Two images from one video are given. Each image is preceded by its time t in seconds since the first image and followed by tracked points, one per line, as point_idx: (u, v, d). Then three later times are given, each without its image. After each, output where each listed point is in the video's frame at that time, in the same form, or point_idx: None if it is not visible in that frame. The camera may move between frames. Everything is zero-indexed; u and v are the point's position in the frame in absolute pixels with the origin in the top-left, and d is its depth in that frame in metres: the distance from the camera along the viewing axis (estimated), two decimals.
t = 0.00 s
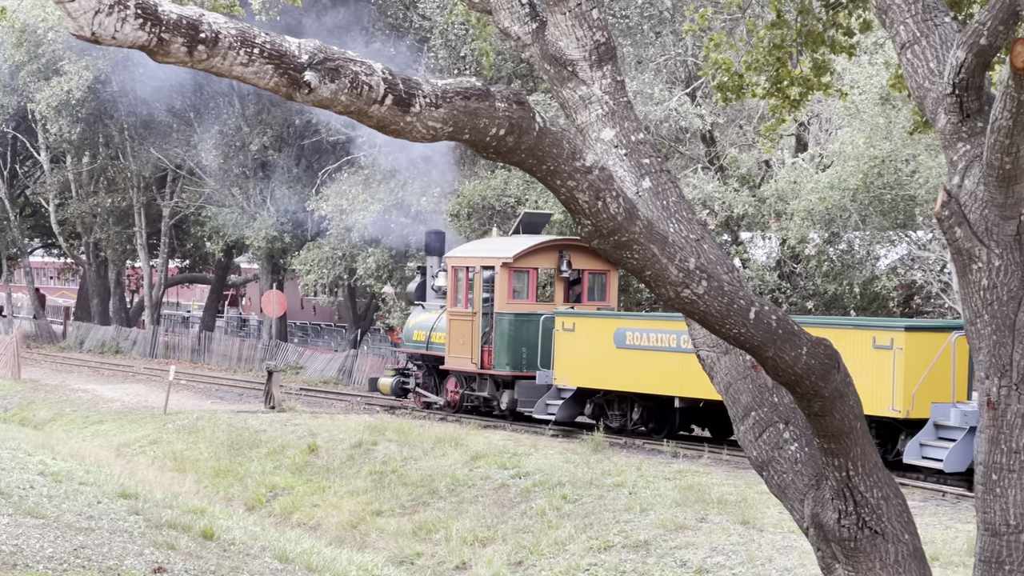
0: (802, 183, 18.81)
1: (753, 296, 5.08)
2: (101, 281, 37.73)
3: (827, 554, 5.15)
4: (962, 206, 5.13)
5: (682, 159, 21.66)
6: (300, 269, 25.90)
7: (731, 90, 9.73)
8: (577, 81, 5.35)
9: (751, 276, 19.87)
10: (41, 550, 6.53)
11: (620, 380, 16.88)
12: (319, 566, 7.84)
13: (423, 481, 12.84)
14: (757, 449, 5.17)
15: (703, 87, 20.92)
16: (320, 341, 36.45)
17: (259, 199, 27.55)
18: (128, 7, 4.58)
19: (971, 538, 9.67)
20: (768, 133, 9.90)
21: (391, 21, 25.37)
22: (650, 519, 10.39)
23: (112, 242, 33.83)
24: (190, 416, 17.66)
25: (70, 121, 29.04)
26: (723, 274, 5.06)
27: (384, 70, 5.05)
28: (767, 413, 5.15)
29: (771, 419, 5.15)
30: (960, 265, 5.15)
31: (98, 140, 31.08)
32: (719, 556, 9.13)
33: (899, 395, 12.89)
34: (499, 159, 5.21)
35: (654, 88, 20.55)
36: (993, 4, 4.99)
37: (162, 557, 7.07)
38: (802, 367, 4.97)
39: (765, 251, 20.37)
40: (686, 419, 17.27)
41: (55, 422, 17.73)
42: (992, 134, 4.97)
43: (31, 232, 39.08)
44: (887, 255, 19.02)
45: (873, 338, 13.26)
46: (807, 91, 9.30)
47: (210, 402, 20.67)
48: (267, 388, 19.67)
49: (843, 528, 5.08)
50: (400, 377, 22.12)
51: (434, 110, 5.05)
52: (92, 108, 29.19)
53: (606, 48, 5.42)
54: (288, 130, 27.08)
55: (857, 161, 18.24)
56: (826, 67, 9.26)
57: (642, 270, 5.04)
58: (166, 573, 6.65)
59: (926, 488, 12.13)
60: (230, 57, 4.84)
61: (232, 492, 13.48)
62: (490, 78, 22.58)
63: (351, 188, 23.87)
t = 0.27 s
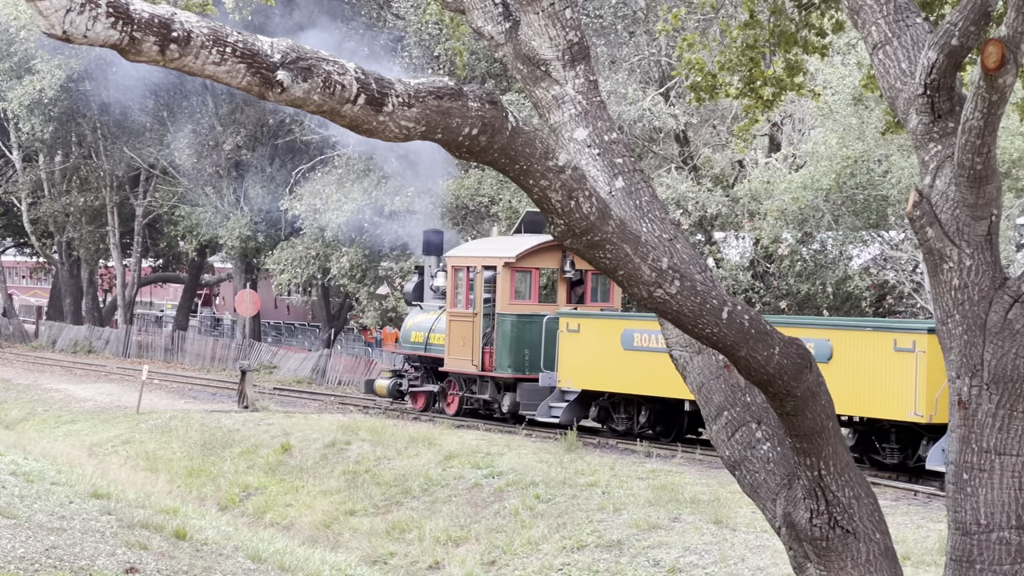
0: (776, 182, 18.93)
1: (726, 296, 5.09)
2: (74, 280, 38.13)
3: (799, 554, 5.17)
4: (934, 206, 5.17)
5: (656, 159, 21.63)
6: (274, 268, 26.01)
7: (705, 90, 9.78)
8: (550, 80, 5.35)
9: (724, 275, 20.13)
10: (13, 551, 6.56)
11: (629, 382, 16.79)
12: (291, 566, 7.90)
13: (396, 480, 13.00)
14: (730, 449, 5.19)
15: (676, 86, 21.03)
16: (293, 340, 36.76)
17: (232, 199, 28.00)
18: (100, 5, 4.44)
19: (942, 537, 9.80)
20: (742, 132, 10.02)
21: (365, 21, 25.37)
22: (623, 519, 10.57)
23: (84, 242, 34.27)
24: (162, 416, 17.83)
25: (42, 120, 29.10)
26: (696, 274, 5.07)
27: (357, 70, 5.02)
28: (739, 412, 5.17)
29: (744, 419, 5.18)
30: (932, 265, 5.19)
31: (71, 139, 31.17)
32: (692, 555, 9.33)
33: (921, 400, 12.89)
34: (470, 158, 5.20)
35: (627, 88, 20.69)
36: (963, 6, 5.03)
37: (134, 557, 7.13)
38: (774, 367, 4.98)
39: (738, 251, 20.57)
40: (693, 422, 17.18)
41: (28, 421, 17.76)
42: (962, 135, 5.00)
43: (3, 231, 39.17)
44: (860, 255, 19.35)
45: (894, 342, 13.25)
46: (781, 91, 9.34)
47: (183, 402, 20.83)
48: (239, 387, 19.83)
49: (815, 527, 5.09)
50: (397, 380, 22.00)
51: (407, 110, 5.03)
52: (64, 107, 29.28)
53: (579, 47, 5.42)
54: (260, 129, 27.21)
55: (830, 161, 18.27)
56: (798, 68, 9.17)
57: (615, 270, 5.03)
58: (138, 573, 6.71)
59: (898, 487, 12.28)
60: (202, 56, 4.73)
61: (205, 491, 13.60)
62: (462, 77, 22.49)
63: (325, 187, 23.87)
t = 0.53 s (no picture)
0: (748, 182, 18.98)
1: (697, 295, 5.09)
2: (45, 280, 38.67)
3: (771, 553, 5.19)
4: (905, 206, 5.19)
5: (628, 158, 21.70)
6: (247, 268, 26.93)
7: (677, 89, 9.75)
8: (522, 80, 5.37)
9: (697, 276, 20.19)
10: None
11: (637, 385, 16.54)
12: (264, 566, 7.98)
13: (369, 480, 13.18)
14: (702, 449, 5.21)
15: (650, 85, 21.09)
16: (266, 338, 37.16)
17: (205, 198, 28.71)
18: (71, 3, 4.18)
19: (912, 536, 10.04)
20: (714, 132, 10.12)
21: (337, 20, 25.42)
22: (595, 518, 10.85)
23: (56, 241, 34.53)
24: (134, 416, 17.96)
25: (14, 117, 29.53)
26: (669, 273, 5.06)
27: (327, 69, 4.90)
28: (710, 412, 5.20)
29: (715, 418, 5.20)
30: (903, 265, 5.24)
31: (43, 138, 31.26)
32: (665, 555, 9.58)
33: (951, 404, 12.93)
34: (441, 158, 5.16)
35: (600, 88, 20.90)
36: (934, 7, 5.07)
37: (105, 557, 7.12)
38: (746, 366, 4.98)
39: (711, 250, 20.78)
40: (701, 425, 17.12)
41: None
42: (933, 135, 5.00)
43: None
44: (832, 254, 19.53)
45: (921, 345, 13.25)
46: (752, 92, 9.43)
47: (155, 401, 21.05)
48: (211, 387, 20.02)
49: (787, 526, 5.11)
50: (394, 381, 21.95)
51: (378, 109, 4.94)
52: (35, 105, 29.53)
53: (551, 47, 5.43)
54: (234, 128, 28.12)
55: (802, 161, 18.56)
56: (770, 68, 9.16)
57: (587, 269, 5.01)
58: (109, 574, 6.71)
59: (868, 487, 12.64)
60: (174, 55, 4.51)
61: (177, 491, 13.62)
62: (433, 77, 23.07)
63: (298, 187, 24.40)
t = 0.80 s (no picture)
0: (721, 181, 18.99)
1: (669, 294, 5.09)
2: (15, 278, 39.08)
3: (743, 552, 5.20)
4: (876, 205, 5.21)
5: (602, 158, 21.68)
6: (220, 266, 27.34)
7: (649, 88, 9.77)
8: (495, 79, 5.36)
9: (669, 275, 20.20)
10: None
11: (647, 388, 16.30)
12: (235, 565, 8.05)
13: (342, 479, 13.30)
14: (674, 447, 5.24)
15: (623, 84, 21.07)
16: (238, 338, 37.37)
17: (176, 197, 28.98)
18: None
19: (884, 535, 10.11)
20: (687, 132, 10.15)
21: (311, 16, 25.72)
22: (568, 517, 10.91)
23: (27, 239, 35.25)
24: (107, 414, 18.03)
25: None
26: (641, 273, 5.06)
27: (299, 67, 4.81)
28: (683, 411, 5.23)
29: (688, 417, 5.23)
30: (874, 264, 5.27)
31: (14, 136, 31.37)
32: (638, 554, 9.60)
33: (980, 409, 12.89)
34: (412, 156, 5.11)
35: (573, 87, 21.08)
36: (905, 6, 5.07)
37: (77, 557, 7.10)
38: (719, 365, 4.98)
39: (684, 249, 20.85)
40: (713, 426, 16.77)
41: None
42: (904, 135, 5.01)
43: None
44: (804, 253, 19.54)
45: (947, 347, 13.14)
46: (724, 90, 9.52)
47: (128, 400, 21.15)
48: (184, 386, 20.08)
49: (758, 525, 5.12)
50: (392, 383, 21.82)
51: (351, 107, 4.87)
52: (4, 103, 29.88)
53: (524, 46, 5.41)
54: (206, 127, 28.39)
55: (774, 161, 18.50)
56: (743, 67, 9.29)
57: (559, 268, 4.98)
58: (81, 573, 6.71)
59: (841, 484, 12.80)
60: (145, 53, 4.39)
61: (150, 490, 13.55)
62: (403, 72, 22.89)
63: (271, 185, 24.61)
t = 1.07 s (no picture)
0: (696, 181, 19.31)
1: (643, 293, 5.07)
2: None
3: (717, 550, 5.21)
4: (850, 204, 5.22)
5: (577, 157, 21.93)
6: (195, 265, 27.32)
7: (624, 87, 9.84)
8: (470, 78, 5.35)
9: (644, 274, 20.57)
10: None
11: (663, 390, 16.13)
12: (209, 564, 8.12)
13: (317, 477, 13.39)
14: (648, 446, 5.24)
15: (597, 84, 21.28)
16: (214, 338, 37.44)
17: (151, 196, 29.52)
18: None
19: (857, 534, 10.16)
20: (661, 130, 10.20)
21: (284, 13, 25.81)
22: (542, 516, 10.94)
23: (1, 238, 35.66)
24: (82, 414, 18.01)
25: None
26: (615, 272, 5.03)
27: (274, 65, 4.62)
28: (658, 410, 5.23)
29: (662, 416, 5.23)
30: (848, 262, 5.28)
31: None
32: (612, 552, 9.62)
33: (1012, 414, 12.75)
34: (387, 155, 4.97)
35: (547, 86, 21.20)
36: (878, 6, 5.07)
37: (50, 556, 7.08)
38: (693, 364, 4.97)
39: (658, 248, 21.19)
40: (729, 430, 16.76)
41: None
42: (878, 134, 5.02)
43: None
44: (779, 253, 20.04)
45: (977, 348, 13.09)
46: (699, 90, 9.62)
47: (102, 400, 21.14)
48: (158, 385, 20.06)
49: (733, 523, 5.12)
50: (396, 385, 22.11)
51: (326, 106, 4.68)
52: None
53: (499, 45, 5.40)
54: (181, 126, 28.89)
55: (749, 159, 18.90)
56: (718, 67, 9.39)
57: (534, 267, 4.97)
58: (54, 572, 6.69)
59: (814, 482, 12.94)
60: (118, 51, 4.18)
61: (123, 489, 13.51)
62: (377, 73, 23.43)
63: (246, 184, 24.93)
